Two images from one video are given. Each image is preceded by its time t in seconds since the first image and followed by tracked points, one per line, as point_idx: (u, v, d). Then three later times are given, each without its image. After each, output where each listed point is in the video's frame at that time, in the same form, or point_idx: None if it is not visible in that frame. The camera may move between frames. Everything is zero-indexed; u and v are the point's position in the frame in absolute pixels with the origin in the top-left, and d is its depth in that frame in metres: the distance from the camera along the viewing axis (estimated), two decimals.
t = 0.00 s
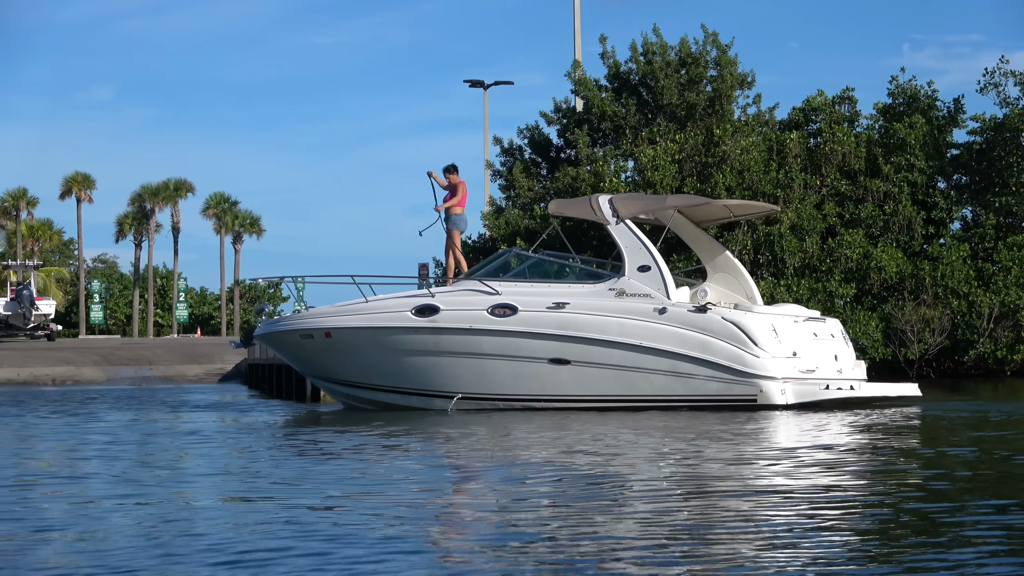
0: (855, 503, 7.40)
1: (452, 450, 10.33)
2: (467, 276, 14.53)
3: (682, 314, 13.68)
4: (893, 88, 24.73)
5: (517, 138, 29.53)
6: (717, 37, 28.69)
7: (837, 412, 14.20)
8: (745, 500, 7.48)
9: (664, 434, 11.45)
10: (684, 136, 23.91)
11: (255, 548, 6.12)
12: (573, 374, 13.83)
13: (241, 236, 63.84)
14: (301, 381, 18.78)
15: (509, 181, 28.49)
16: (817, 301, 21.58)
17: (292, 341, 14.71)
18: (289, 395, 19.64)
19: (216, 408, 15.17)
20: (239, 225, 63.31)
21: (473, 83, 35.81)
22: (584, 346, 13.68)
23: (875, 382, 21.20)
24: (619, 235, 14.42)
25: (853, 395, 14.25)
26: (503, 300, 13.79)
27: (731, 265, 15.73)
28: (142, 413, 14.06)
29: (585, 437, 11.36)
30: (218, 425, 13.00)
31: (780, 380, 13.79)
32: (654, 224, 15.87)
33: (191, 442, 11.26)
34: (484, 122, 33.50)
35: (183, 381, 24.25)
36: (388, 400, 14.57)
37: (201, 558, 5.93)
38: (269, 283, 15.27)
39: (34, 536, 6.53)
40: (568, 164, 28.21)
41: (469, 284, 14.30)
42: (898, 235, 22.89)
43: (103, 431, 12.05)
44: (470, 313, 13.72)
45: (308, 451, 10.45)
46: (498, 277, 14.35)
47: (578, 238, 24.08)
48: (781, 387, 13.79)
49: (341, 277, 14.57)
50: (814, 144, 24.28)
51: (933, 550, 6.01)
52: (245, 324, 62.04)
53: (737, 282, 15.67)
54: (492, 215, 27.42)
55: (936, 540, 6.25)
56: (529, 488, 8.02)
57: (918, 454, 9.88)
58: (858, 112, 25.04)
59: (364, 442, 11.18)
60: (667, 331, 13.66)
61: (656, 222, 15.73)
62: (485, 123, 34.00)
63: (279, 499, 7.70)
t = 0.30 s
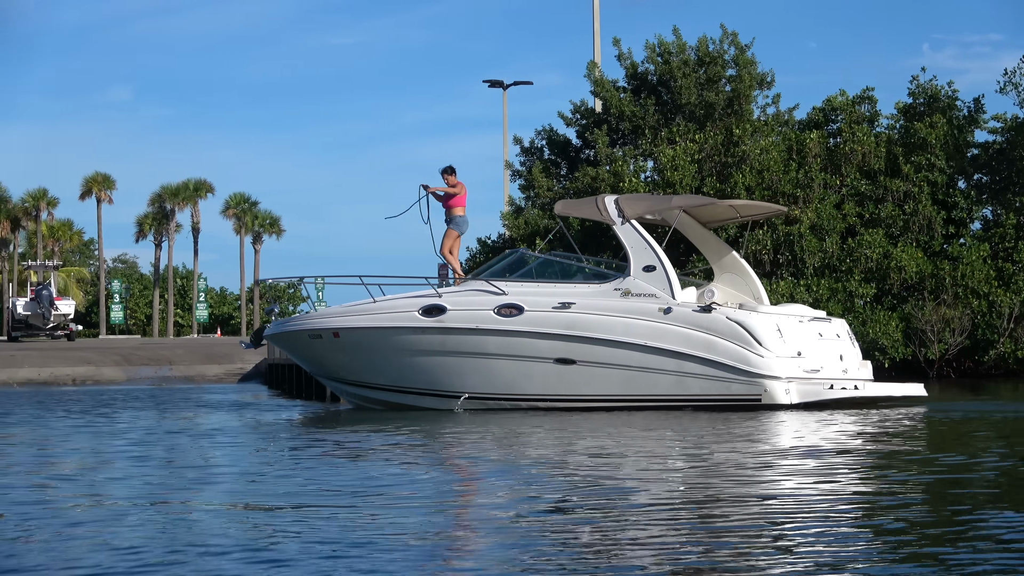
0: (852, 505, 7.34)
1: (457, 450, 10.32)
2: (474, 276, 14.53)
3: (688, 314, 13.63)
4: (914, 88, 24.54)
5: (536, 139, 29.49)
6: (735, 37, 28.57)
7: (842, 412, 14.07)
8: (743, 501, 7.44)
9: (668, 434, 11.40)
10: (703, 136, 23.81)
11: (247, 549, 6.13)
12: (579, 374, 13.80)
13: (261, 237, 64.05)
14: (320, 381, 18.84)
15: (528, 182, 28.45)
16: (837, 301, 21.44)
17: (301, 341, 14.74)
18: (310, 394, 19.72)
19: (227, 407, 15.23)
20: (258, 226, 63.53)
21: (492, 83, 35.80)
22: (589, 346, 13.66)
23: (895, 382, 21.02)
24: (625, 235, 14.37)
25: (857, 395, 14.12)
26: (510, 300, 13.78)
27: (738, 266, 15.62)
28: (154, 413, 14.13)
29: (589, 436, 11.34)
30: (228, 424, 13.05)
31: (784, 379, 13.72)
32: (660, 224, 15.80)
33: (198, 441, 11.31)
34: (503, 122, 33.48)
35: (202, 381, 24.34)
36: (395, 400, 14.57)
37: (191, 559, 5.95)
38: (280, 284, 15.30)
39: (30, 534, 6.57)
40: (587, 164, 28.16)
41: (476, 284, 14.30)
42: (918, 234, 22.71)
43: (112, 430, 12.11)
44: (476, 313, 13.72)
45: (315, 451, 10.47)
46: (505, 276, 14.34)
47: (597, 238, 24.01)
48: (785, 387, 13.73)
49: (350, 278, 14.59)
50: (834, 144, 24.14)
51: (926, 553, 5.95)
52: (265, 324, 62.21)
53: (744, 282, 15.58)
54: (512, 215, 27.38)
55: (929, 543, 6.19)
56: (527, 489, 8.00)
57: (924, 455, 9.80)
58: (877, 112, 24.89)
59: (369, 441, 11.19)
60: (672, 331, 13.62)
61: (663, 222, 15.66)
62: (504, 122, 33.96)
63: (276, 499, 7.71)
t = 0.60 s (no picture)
0: (852, 506, 7.25)
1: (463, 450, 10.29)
2: (482, 275, 14.50)
3: (695, 313, 13.54)
4: (937, 87, 24.31)
5: (557, 139, 29.45)
6: (757, 36, 28.42)
7: (849, 412, 13.94)
8: (742, 502, 7.36)
9: (673, 434, 11.32)
10: (725, 135, 23.70)
11: (237, 550, 6.12)
12: (587, 374, 13.75)
13: (283, 236, 64.28)
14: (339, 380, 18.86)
15: (550, 181, 28.41)
16: (859, 300, 21.37)
17: (312, 341, 14.75)
18: (331, 394, 19.75)
19: (241, 406, 15.26)
20: (280, 225, 63.76)
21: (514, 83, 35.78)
22: (596, 345, 13.60)
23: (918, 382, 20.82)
24: (632, 234, 14.31)
25: (864, 395, 13.95)
26: (517, 300, 13.74)
27: (747, 266, 15.53)
28: (167, 412, 14.19)
29: (594, 436, 11.27)
30: (238, 423, 13.08)
31: (790, 379, 13.63)
32: (668, 224, 15.73)
33: (205, 440, 11.32)
34: (525, 122, 33.46)
35: (223, 380, 24.43)
36: (404, 399, 14.57)
37: (181, 558, 5.94)
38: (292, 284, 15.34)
39: (25, 532, 6.59)
40: (609, 164, 28.09)
41: (484, 284, 14.28)
42: (941, 234, 22.37)
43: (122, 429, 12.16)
44: (484, 312, 13.69)
45: (322, 450, 10.47)
46: (513, 276, 14.31)
47: (618, 237, 23.93)
48: (791, 386, 13.64)
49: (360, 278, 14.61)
50: (856, 144, 23.98)
51: (922, 556, 5.86)
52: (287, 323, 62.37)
53: (753, 282, 15.50)
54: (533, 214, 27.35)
55: (926, 545, 6.10)
56: (527, 489, 7.96)
57: (933, 456, 9.67)
58: (900, 111, 24.71)
59: (375, 441, 11.16)
60: (678, 330, 13.52)
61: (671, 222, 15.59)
62: (527, 122, 33.93)
63: (275, 499, 7.71)
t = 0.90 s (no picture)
0: (844, 506, 7.22)
1: (460, 450, 10.29)
2: (482, 275, 14.49)
3: (693, 313, 13.51)
4: (950, 86, 24.19)
5: (570, 139, 29.41)
6: (770, 35, 28.33)
7: (847, 412, 13.87)
8: (732, 503, 7.34)
9: (670, 434, 11.30)
10: (738, 134, 23.63)
11: (223, 550, 6.13)
12: (586, 373, 13.73)
13: (296, 236, 64.40)
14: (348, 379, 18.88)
15: (562, 181, 28.38)
16: (872, 299, 21.31)
17: (314, 341, 14.73)
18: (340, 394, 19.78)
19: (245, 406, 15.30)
20: (293, 224, 63.85)
21: (528, 82, 35.61)
22: (595, 345, 13.57)
23: (931, 383, 20.69)
24: (631, 234, 14.25)
25: (861, 394, 13.85)
26: (517, 300, 13.73)
27: (747, 266, 15.50)
28: (171, 411, 14.24)
29: (591, 436, 11.26)
30: (240, 423, 13.10)
31: (788, 378, 13.59)
32: (668, 224, 15.70)
33: (206, 439, 11.36)
34: (538, 122, 33.47)
35: (235, 380, 24.49)
36: (405, 399, 14.57)
37: (166, 558, 5.96)
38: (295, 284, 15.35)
39: (12, 531, 6.62)
40: (621, 163, 28.06)
41: (485, 284, 14.27)
42: (954, 232, 22.14)
43: (123, 429, 12.21)
44: (484, 312, 13.68)
45: (320, 450, 10.48)
46: (514, 276, 14.34)
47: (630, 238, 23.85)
48: (788, 386, 13.60)
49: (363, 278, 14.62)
50: (869, 143, 23.89)
51: (907, 557, 5.83)
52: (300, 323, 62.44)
53: (753, 282, 15.47)
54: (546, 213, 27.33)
55: (913, 546, 6.06)
56: (519, 490, 7.95)
57: (932, 456, 9.61)
58: (912, 110, 24.61)
59: (374, 441, 11.17)
60: (676, 330, 13.50)
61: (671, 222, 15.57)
62: (539, 122, 33.93)
63: (266, 499, 7.72)
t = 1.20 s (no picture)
0: (830, 506, 7.19)
1: (455, 450, 10.28)
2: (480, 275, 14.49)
3: (688, 314, 13.49)
4: (961, 85, 24.05)
5: (581, 139, 29.36)
6: (781, 35, 28.23)
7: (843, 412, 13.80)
8: (718, 503, 7.32)
9: (664, 434, 11.28)
10: (749, 134, 23.58)
11: (203, 548, 6.15)
12: (584, 374, 13.72)
13: (307, 236, 64.48)
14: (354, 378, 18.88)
15: (573, 180, 28.34)
16: (883, 299, 21.25)
17: (315, 341, 14.72)
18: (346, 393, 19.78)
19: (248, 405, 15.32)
20: (303, 224, 63.91)
21: (540, 82, 35.54)
22: (592, 346, 13.56)
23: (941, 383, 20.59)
24: (628, 235, 14.21)
25: (856, 394, 13.81)
26: (515, 301, 13.72)
27: (745, 265, 15.45)
28: (172, 411, 14.27)
29: (586, 436, 11.24)
30: (239, 421, 13.13)
31: (783, 378, 13.54)
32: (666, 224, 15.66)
33: (204, 438, 11.39)
34: (549, 122, 33.46)
35: (243, 380, 24.53)
36: (405, 399, 14.56)
37: (146, 557, 5.99)
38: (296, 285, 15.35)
39: None
40: (632, 163, 28.01)
41: (483, 285, 14.26)
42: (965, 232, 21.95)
43: (121, 428, 12.24)
44: (482, 313, 13.67)
45: (316, 449, 10.49)
46: (513, 277, 14.36)
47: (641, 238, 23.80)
48: (784, 386, 13.54)
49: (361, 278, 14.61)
50: (880, 143, 23.79)
51: (885, 557, 5.81)
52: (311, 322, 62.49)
53: (751, 282, 15.42)
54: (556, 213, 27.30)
55: (895, 547, 6.04)
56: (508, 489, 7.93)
57: (927, 457, 9.56)
58: (923, 109, 24.51)
59: (370, 441, 11.18)
60: (673, 331, 13.48)
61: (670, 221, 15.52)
62: (550, 121, 33.89)
63: (255, 498, 7.73)
